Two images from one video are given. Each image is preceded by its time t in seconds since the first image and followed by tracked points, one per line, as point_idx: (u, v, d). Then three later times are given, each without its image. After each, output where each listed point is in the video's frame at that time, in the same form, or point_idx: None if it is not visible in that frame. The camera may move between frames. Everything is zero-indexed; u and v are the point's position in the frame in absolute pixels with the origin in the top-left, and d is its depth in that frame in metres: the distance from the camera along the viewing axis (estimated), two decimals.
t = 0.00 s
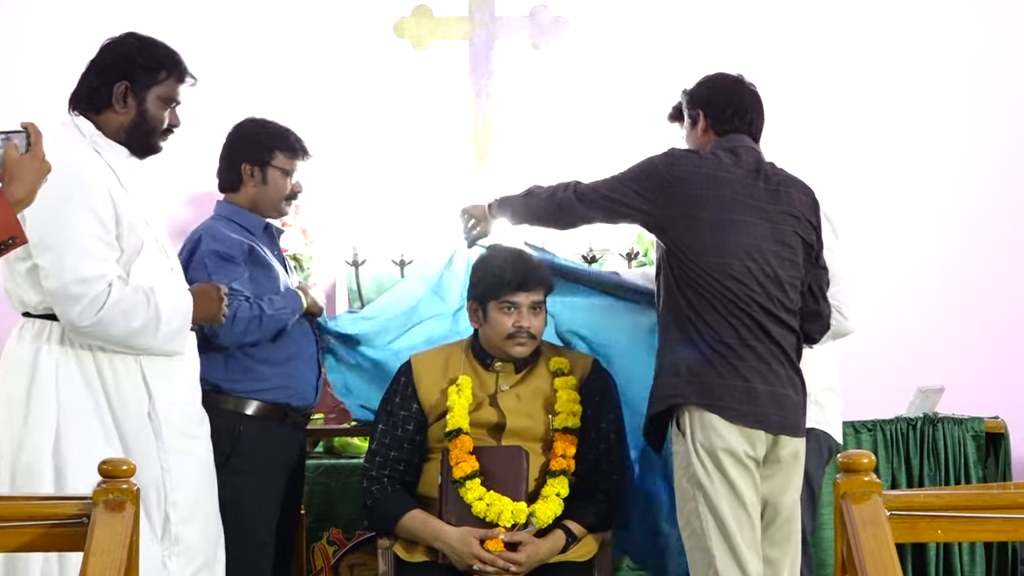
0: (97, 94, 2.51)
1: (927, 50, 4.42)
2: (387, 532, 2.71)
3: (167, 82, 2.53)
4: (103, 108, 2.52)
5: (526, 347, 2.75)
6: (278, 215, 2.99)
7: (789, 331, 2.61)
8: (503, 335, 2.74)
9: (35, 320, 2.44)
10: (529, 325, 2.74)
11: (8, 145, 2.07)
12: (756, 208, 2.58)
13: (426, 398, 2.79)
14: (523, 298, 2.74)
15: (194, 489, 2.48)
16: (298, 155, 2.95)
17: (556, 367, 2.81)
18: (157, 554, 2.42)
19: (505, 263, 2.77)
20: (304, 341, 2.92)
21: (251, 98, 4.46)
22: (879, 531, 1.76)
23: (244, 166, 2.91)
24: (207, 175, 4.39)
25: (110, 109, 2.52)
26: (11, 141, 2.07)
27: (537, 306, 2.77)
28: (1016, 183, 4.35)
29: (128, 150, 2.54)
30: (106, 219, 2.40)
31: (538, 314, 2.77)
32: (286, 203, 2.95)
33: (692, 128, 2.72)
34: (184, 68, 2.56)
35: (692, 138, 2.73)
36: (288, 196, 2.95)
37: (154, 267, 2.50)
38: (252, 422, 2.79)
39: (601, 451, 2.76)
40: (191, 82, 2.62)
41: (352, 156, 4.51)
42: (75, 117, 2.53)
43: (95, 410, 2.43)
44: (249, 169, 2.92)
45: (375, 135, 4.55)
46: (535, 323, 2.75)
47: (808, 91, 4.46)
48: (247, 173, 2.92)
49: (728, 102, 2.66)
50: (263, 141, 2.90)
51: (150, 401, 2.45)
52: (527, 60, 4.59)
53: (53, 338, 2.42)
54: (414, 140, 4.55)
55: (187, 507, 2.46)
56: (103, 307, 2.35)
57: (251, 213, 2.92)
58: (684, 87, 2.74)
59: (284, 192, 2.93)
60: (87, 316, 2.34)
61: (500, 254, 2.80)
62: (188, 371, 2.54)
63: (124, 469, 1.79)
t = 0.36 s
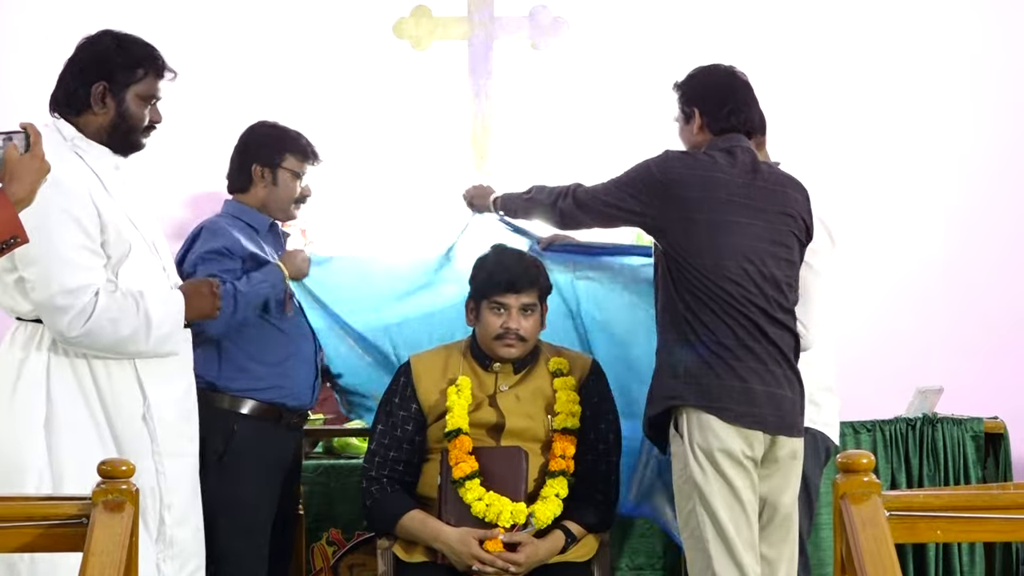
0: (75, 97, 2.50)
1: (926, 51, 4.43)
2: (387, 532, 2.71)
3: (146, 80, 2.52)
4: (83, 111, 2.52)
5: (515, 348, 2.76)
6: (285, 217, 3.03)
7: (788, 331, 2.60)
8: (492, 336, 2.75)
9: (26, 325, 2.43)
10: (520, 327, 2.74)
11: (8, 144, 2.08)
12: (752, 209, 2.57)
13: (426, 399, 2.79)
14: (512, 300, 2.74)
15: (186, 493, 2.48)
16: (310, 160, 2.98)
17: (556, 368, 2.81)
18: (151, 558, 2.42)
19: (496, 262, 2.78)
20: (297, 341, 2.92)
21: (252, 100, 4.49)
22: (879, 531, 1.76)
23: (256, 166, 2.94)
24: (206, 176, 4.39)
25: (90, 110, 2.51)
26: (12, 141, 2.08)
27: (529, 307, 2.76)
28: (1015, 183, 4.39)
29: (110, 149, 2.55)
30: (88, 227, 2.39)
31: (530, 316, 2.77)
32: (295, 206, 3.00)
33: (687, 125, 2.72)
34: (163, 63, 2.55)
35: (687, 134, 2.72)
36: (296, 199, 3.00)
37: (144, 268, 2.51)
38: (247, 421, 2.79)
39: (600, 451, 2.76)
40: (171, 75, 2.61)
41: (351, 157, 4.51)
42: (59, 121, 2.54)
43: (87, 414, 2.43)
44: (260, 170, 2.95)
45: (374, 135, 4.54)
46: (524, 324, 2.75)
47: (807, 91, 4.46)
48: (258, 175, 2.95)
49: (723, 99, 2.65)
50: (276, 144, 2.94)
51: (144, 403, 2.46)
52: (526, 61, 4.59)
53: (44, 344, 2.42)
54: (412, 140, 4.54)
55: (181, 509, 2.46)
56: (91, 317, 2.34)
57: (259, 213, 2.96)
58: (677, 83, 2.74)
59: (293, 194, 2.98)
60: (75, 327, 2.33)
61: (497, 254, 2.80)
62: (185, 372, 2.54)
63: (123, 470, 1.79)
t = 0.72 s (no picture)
0: (95, 94, 2.50)
1: (926, 51, 4.44)
2: (387, 532, 2.70)
3: (167, 93, 2.53)
4: (100, 109, 2.52)
5: (515, 348, 2.76)
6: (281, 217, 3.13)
7: (781, 329, 2.60)
8: (491, 335, 2.75)
9: (35, 324, 2.45)
10: (518, 327, 2.75)
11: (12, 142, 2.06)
12: (744, 208, 2.58)
13: (426, 399, 2.80)
14: (511, 300, 2.75)
15: (197, 489, 2.47)
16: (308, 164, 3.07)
17: (556, 368, 2.81)
18: (161, 556, 2.42)
19: (496, 264, 2.78)
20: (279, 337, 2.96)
21: (252, 99, 4.48)
22: (879, 531, 1.76)
23: (253, 167, 3.03)
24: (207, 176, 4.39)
25: (107, 111, 2.51)
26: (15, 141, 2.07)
27: (528, 307, 2.76)
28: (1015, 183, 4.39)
29: (119, 154, 2.54)
30: (94, 225, 2.39)
31: (529, 316, 2.77)
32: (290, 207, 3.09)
33: (679, 126, 2.70)
34: (185, 82, 2.57)
35: (678, 137, 2.72)
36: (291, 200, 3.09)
37: (150, 268, 2.52)
38: (225, 424, 2.86)
39: (600, 452, 2.76)
40: (190, 95, 2.65)
41: (352, 157, 4.51)
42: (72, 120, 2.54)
43: (95, 414, 2.43)
44: (257, 171, 3.04)
45: (375, 136, 4.55)
46: (524, 324, 2.76)
47: (809, 92, 4.46)
48: (255, 175, 3.04)
49: (714, 100, 2.64)
50: (274, 145, 3.02)
51: (152, 402, 2.46)
52: (527, 61, 4.59)
53: (52, 344, 2.42)
54: (413, 140, 4.54)
55: (190, 508, 2.46)
56: (88, 317, 2.34)
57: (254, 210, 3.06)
58: (665, 83, 2.73)
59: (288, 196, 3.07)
60: (73, 326, 2.34)
61: (497, 254, 2.81)
62: (189, 370, 2.53)
63: (123, 469, 1.79)
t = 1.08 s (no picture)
0: (113, 96, 2.51)
1: (926, 51, 4.44)
2: (387, 532, 2.70)
3: (182, 91, 2.55)
4: (118, 110, 2.52)
5: (516, 346, 2.76)
6: (258, 210, 3.05)
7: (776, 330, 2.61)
8: (491, 334, 2.76)
9: (42, 319, 2.45)
10: (518, 326, 2.75)
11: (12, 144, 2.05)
12: (747, 207, 2.58)
13: (427, 398, 2.79)
14: (511, 298, 2.76)
15: (192, 491, 2.47)
16: (273, 149, 3.00)
17: (556, 368, 2.81)
18: (158, 556, 2.41)
19: (495, 264, 2.78)
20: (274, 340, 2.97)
21: (253, 100, 4.48)
22: (880, 532, 1.76)
23: (221, 164, 2.96)
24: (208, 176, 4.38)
25: (125, 111, 2.52)
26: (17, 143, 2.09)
27: (528, 307, 2.77)
28: (1015, 183, 4.38)
29: (137, 154, 2.56)
30: (108, 220, 2.39)
31: (529, 315, 2.78)
32: (264, 197, 3.01)
33: (681, 119, 2.66)
34: (200, 79, 2.58)
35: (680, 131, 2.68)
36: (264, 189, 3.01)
37: (158, 268, 2.51)
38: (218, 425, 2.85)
39: (601, 453, 2.75)
40: (203, 93, 2.64)
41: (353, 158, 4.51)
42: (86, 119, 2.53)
43: (99, 411, 2.42)
44: (225, 167, 2.97)
45: (376, 138, 4.55)
46: (524, 322, 2.76)
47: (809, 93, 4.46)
48: (223, 172, 2.97)
49: (721, 96, 2.61)
50: (236, 137, 2.95)
51: (152, 401, 2.45)
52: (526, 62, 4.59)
53: (59, 338, 2.42)
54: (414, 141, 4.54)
55: (187, 508, 2.46)
56: (96, 309, 2.34)
57: (229, 209, 2.99)
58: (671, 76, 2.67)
59: (260, 186, 2.99)
60: (80, 318, 2.33)
61: (502, 252, 2.81)
62: (192, 369, 2.53)
63: (123, 470, 1.79)
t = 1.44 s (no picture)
0: (113, 98, 2.51)
1: (926, 52, 4.44)
2: (387, 532, 2.70)
3: (183, 95, 2.55)
4: (118, 112, 2.52)
5: (510, 341, 2.76)
6: (246, 207, 3.05)
7: (773, 331, 2.61)
8: (487, 329, 2.76)
9: (42, 318, 2.44)
10: (515, 321, 2.76)
11: (15, 143, 2.05)
12: (748, 206, 2.58)
13: (427, 398, 2.80)
14: (505, 293, 2.76)
15: (191, 492, 2.48)
16: (256, 146, 2.98)
17: (557, 367, 2.80)
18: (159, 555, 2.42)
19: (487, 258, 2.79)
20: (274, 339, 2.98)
21: (253, 101, 4.48)
22: (880, 532, 1.76)
23: (206, 164, 2.96)
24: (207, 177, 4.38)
25: (125, 113, 2.52)
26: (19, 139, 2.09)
27: (524, 302, 2.77)
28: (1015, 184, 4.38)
29: (135, 156, 2.56)
30: (112, 220, 2.39)
31: (525, 310, 2.77)
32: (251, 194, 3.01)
33: (687, 116, 2.66)
34: (200, 83, 2.58)
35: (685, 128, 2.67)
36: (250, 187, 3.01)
37: (158, 269, 2.52)
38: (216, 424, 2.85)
39: (600, 451, 2.76)
40: (203, 96, 2.64)
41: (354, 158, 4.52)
42: (85, 120, 2.52)
43: (99, 410, 2.42)
44: (210, 167, 2.96)
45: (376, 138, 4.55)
46: (519, 318, 2.76)
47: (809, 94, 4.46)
48: (209, 172, 2.97)
49: (729, 96, 2.60)
50: (218, 137, 2.94)
51: (151, 402, 2.46)
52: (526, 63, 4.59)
53: (60, 337, 2.42)
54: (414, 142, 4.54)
55: (186, 510, 2.47)
56: (99, 307, 2.33)
57: (218, 210, 2.99)
58: (684, 68, 2.66)
59: (247, 184, 2.98)
60: (83, 316, 2.33)
61: (501, 249, 2.80)
62: (189, 368, 2.55)
63: (124, 470, 1.79)
